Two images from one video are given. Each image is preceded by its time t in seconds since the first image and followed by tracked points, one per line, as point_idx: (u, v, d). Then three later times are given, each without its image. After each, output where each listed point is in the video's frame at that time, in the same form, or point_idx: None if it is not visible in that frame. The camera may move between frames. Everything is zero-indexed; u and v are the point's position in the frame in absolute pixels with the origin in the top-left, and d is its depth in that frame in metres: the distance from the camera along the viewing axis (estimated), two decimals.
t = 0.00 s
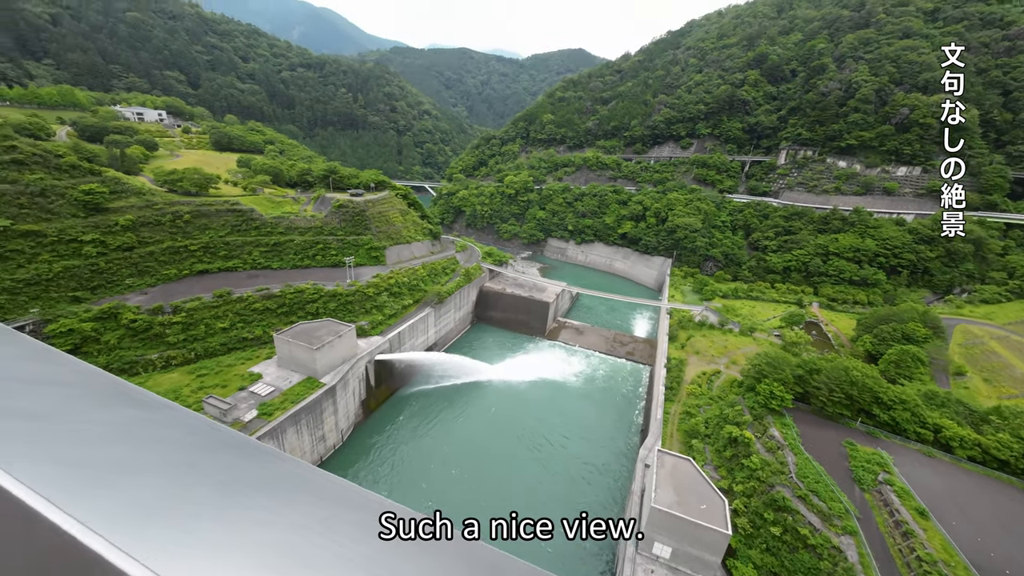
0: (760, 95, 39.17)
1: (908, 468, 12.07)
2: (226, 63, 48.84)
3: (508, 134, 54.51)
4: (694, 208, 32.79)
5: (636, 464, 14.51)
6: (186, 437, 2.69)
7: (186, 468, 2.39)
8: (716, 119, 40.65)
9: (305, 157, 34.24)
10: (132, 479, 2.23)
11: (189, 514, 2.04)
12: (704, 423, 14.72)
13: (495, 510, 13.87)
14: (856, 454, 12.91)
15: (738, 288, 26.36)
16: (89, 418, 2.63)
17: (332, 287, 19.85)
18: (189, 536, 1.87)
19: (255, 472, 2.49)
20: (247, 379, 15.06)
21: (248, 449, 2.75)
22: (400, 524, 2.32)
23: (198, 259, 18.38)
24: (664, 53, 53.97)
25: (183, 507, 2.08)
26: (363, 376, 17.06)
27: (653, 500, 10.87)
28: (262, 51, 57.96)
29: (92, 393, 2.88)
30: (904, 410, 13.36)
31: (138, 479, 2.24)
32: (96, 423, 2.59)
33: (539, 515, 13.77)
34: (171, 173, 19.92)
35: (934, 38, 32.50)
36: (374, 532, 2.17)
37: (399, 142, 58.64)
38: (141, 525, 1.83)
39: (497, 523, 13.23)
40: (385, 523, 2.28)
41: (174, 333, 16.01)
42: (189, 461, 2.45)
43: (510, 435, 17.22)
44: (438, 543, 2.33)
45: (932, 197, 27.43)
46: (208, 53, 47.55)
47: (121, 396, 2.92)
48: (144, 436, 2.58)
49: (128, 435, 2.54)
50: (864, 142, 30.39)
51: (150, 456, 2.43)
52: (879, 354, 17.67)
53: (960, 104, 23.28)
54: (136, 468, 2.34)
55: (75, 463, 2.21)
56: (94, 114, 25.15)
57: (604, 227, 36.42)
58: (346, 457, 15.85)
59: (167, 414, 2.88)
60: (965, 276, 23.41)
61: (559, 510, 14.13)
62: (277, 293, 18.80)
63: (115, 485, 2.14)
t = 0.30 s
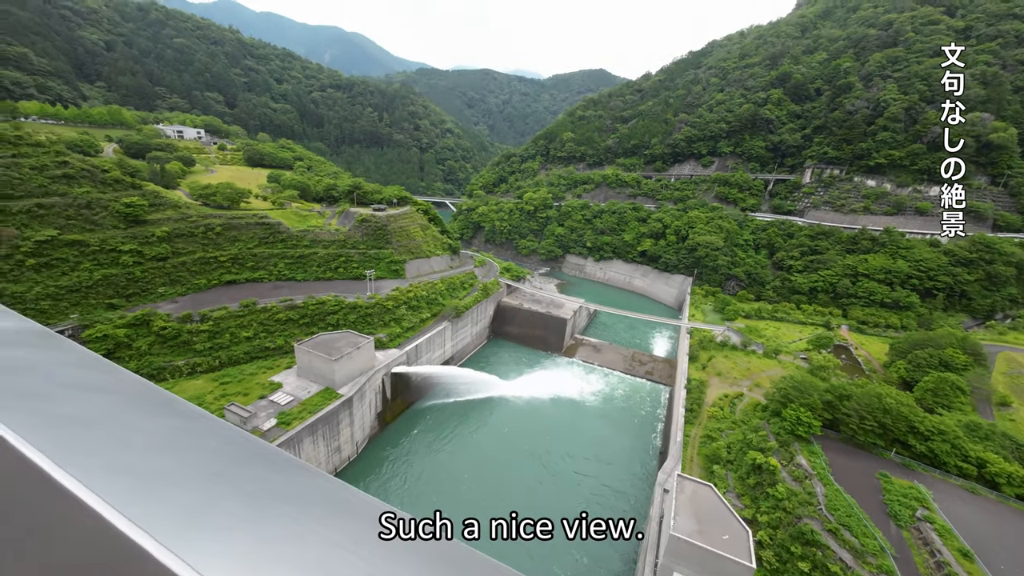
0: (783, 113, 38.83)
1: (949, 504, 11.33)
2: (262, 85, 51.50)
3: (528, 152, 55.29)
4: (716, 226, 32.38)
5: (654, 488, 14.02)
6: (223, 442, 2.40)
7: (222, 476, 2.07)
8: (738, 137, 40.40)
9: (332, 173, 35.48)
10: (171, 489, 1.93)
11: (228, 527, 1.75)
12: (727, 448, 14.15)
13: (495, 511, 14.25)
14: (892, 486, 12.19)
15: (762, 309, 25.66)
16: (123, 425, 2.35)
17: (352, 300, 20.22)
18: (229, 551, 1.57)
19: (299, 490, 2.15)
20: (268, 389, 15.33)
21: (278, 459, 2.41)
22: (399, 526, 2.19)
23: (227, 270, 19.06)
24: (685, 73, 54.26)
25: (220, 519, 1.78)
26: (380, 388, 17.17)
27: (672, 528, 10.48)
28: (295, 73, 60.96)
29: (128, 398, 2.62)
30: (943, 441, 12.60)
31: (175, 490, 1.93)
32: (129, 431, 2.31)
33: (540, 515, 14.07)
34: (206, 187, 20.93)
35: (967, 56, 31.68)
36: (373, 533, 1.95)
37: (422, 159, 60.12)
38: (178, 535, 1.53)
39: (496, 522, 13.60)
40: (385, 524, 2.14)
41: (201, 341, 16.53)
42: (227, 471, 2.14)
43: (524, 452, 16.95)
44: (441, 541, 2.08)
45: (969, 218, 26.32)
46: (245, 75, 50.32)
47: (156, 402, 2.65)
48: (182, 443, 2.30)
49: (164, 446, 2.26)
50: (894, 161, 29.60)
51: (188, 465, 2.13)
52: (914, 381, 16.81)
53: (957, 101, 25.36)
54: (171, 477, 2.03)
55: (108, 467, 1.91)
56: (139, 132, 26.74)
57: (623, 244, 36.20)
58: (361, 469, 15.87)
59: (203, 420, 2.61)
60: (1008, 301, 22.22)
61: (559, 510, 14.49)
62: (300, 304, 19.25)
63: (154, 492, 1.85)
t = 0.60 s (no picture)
0: (812, 133, 38.13)
1: (1004, 551, 10.40)
2: (298, 108, 54.29)
3: (550, 171, 55.85)
4: (742, 247, 31.70)
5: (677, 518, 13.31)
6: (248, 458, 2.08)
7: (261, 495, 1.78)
8: (764, 157, 39.81)
9: (360, 191, 36.72)
10: (196, 505, 1.61)
11: (268, 550, 1.46)
12: (754, 479, 13.43)
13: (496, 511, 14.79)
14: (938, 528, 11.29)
15: (792, 333, 24.69)
16: (161, 441, 2.08)
17: (375, 314, 20.59)
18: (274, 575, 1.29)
19: (347, 515, 1.83)
20: (290, 400, 15.62)
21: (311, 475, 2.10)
22: (402, 530, 2.07)
23: (257, 282, 19.78)
24: (710, 94, 54.22)
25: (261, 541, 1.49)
26: (398, 403, 17.24)
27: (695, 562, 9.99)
28: (329, 97, 64.07)
29: (165, 411, 2.35)
30: (996, 482, 11.64)
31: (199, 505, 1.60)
32: (167, 440, 2.04)
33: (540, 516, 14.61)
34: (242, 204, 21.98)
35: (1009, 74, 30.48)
36: (373, 534, 1.77)
37: (446, 178, 61.54)
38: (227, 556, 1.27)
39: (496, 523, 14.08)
40: (387, 527, 2.01)
41: (230, 351, 17.10)
42: (242, 496, 1.79)
43: (542, 474, 16.56)
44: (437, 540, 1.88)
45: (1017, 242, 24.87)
46: (283, 100, 53.20)
47: (191, 414, 2.38)
48: (221, 453, 2.02)
49: (195, 455, 1.97)
50: (931, 182, 28.47)
51: (232, 479, 1.83)
52: (960, 415, 15.72)
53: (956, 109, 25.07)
54: (216, 488, 1.75)
55: (150, 486, 1.65)
56: (184, 152, 28.50)
57: (646, 264, 35.77)
58: (378, 485, 15.84)
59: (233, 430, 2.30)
60: None
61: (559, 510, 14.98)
62: (324, 317, 19.73)
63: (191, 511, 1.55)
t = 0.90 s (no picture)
0: (847, 153, 37.02)
1: None
2: (333, 130, 56.98)
3: (575, 191, 56.10)
4: (773, 269, 30.73)
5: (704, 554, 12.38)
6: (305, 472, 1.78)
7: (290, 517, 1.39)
8: (796, 178, 38.83)
9: (388, 209, 37.88)
10: (258, 520, 1.33)
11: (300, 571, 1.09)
12: (789, 515, 12.51)
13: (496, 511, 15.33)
14: None
15: (828, 360, 23.46)
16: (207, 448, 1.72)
17: (399, 329, 20.88)
18: None
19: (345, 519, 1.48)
20: (314, 411, 15.87)
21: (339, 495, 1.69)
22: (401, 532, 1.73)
23: (288, 295, 20.50)
24: (738, 114, 53.70)
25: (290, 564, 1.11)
26: (419, 419, 17.25)
27: None
28: (363, 119, 67.01)
29: (210, 421, 1.98)
30: None
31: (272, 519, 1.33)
32: (218, 446, 1.73)
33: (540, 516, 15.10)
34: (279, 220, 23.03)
35: None
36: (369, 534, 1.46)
37: (472, 197, 62.74)
38: None
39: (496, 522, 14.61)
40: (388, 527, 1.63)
41: (259, 361, 17.64)
42: (307, 508, 1.51)
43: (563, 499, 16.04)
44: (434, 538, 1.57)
45: None
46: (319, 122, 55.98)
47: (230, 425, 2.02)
48: (258, 471, 1.64)
49: (240, 468, 1.63)
50: (979, 204, 26.99)
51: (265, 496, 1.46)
52: (1021, 455, 14.39)
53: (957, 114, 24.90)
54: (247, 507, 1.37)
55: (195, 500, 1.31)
56: (227, 171, 30.26)
57: (672, 284, 35.06)
58: (396, 501, 15.73)
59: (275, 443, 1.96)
60: None
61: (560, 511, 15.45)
62: (350, 330, 20.14)
63: (264, 525, 1.28)
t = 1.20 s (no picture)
0: (885, 171, 35.69)
1: None
2: (364, 148, 59.17)
3: (599, 208, 56.03)
4: (805, 289, 29.59)
5: None
6: (342, 486, 1.53)
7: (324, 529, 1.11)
8: (829, 195, 37.61)
9: (414, 224, 38.79)
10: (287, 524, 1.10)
11: None
12: (827, 550, 11.50)
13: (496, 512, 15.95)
14: None
15: (868, 386, 22.17)
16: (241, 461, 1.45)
17: (421, 342, 21.09)
18: None
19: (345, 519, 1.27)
20: (337, 422, 16.07)
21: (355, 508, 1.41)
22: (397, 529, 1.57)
23: (317, 307, 21.13)
24: (767, 132, 52.84)
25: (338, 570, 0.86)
26: (438, 433, 17.24)
27: None
28: (393, 138, 69.38)
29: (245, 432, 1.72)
30: None
31: (305, 522, 1.13)
32: (252, 454, 1.47)
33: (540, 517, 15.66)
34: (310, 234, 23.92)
35: None
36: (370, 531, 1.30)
37: (496, 213, 63.54)
38: None
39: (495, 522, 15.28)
40: (385, 525, 1.49)
41: (287, 370, 18.11)
42: (336, 522, 1.24)
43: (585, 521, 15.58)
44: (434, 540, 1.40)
45: None
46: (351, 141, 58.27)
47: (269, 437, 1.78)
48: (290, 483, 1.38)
49: (270, 478, 1.38)
50: None
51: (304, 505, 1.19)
52: None
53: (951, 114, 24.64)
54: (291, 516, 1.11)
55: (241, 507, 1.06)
56: (264, 188, 31.79)
57: (698, 303, 34.18)
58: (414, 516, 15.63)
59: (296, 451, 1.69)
60: None
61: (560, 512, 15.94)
62: (373, 342, 20.49)
63: (298, 528, 1.08)
